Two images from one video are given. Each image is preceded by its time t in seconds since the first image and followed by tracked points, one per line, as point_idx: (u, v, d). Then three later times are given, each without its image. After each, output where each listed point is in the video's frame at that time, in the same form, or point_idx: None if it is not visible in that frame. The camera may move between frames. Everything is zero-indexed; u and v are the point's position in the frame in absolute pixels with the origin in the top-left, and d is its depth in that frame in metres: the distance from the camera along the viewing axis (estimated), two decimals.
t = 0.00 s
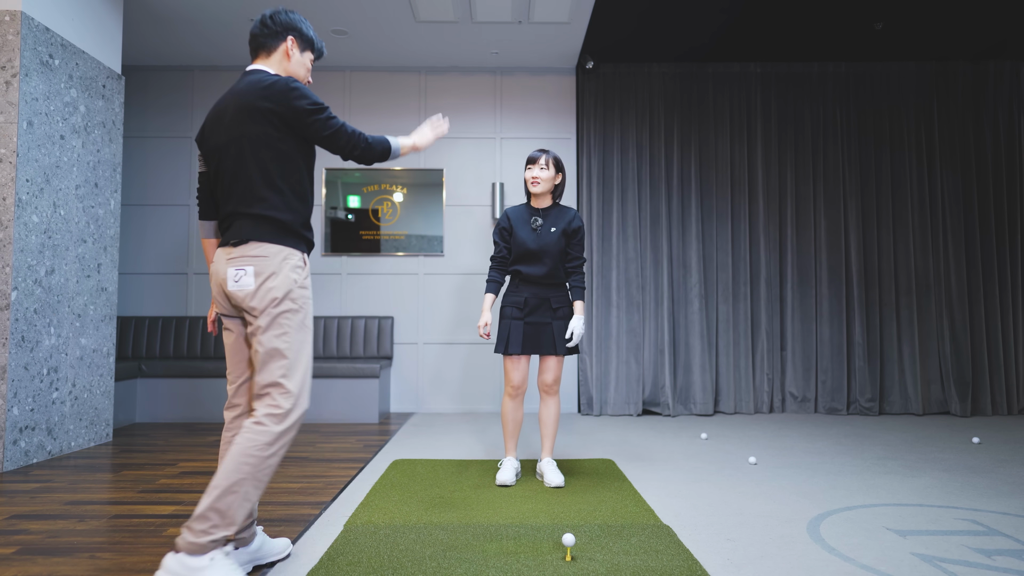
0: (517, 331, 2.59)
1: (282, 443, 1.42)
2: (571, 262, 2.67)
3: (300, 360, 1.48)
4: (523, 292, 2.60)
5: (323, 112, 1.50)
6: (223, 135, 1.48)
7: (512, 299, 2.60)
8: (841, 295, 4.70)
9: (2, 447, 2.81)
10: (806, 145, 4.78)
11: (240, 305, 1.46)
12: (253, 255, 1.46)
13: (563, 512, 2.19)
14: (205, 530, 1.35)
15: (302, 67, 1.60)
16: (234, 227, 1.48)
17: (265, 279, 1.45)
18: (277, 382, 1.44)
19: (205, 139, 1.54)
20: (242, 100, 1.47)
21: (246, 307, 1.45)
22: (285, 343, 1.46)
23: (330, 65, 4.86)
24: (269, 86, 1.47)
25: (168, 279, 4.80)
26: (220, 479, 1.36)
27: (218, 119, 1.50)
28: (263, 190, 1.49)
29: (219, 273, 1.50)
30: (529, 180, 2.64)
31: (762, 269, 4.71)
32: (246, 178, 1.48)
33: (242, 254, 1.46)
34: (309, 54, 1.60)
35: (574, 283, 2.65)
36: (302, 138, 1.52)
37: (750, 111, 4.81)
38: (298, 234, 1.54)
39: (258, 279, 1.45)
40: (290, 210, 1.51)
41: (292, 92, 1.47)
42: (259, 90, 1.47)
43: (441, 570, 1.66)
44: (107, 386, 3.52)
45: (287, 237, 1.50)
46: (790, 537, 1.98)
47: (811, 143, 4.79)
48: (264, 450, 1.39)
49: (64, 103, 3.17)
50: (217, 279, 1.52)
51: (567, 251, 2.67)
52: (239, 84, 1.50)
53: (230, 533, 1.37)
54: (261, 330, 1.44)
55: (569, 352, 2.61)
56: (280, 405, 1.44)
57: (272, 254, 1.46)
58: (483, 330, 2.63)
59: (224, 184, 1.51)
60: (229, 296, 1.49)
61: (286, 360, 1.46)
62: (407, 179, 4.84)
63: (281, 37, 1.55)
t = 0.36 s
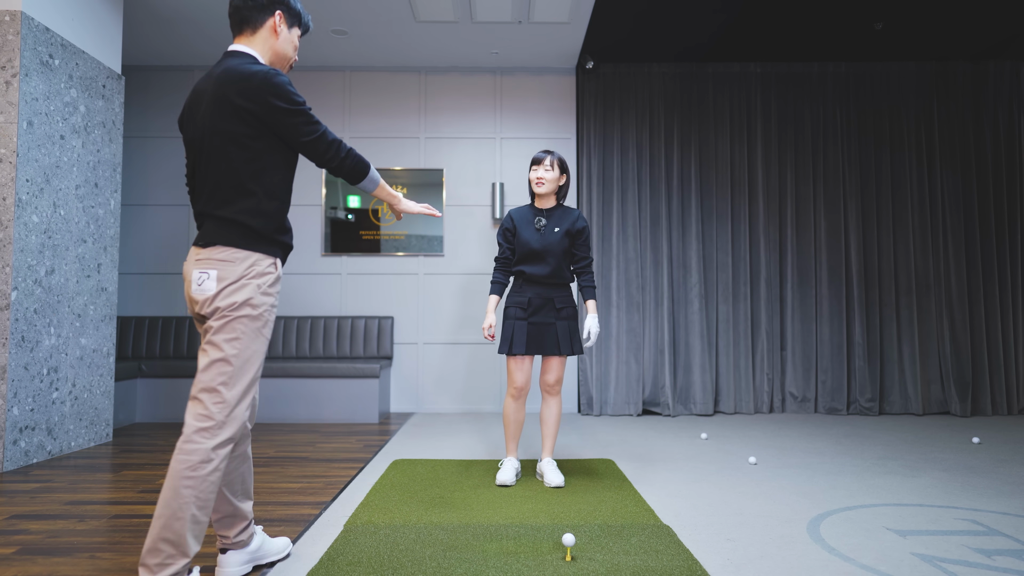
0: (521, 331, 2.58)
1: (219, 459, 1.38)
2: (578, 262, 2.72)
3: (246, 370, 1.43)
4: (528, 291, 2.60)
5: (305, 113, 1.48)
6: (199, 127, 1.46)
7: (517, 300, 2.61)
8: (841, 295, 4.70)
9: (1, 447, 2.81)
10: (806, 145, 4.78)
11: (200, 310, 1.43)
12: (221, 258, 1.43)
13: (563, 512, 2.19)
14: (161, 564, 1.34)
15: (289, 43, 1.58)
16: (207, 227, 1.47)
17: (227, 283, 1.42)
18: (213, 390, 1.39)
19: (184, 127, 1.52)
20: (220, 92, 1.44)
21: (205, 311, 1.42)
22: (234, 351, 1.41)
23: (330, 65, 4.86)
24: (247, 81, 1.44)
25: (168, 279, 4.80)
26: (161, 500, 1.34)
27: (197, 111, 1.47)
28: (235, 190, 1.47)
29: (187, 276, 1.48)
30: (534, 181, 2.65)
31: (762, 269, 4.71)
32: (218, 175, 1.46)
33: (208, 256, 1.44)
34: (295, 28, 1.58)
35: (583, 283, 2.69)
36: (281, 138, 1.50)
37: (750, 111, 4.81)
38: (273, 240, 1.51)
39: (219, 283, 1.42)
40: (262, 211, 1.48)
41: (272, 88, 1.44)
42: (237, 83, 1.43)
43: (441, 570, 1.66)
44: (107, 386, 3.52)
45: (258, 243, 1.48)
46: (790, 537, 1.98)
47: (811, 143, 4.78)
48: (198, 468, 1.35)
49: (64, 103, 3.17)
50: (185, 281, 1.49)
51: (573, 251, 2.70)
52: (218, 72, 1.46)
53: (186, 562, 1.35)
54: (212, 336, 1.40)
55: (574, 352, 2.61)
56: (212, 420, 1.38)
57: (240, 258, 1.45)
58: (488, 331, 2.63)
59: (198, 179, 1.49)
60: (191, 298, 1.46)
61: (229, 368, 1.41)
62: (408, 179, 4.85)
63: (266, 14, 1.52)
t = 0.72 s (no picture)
0: (523, 331, 2.58)
1: (212, 462, 1.38)
2: (579, 262, 2.71)
3: (238, 372, 1.43)
4: (529, 291, 2.60)
5: (314, 118, 1.48)
6: (203, 122, 1.44)
7: (518, 300, 2.61)
8: (841, 295, 4.70)
9: (2, 447, 2.81)
10: (806, 145, 4.78)
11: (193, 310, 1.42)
12: (216, 257, 1.43)
13: (564, 512, 2.19)
14: (157, 568, 1.34)
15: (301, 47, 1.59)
16: (202, 224, 1.46)
17: (223, 284, 1.42)
18: (205, 393, 1.39)
19: (185, 118, 1.50)
20: (227, 89, 1.43)
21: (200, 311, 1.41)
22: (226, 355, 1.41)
23: (330, 65, 4.86)
24: (256, 81, 1.43)
25: (168, 278, 4.80)
26: (153, 507, 1.34)
27: (200, 105, 1.46)
28: (233, 188, 1.46)
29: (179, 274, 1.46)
30: (535, 182, 2.65)
31: (762, 269, 4.71)
32: (217, 172, 1.45)
33: (202, 255, 1.43)
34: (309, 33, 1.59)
35: (582, 283, 2.69)
36: (287, 140, 1.50)
37: (750, 111, 4.81)
38: (268, 240, 1.51)
39: (214, 284, 1.41)
40: (259, 212, 1.48)
41: (284, 89, 1.44)
42: (246, 81, 1.42)
43: (441, 569, 1.67)
44: (107, 386, 3.52)
45: (253, 244, 1.48)
46: (790, 537, 1.98)
47: (811, 143, 4.78)
48: (191, 472, 1.35)
49: (63, 103, 3.17)
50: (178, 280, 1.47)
51: (574, 251, 2.70)
52: (226, 67, 1.45)
53: (182, 564, 1.37)
54: (204, 339, 1.40)
55: (576, 351, 2.61)
56: (204, 425, 1.38)
57: (236, 257, 1.44)
58: (490, 330, 2.62)
59: (195, 174, 1.48)
60: (184, 297, 1.45)
61: (222, 370, 1.41)
62: (408, 179, 4.85)
63: (283, 11, 1.52)
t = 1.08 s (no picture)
0: (524, 331, 2.57)
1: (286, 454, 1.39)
2: (579, 263, 2.71)
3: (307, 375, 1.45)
4: (530, 291, 2.60)
5: (351, 136, 1.49)
6: (247, 131, 1.45)
7: (518, 300, 2.61)
8: (841, 295, 4.70)
9: (2, 447, 2.81)
10: (806, 145, 4.78)
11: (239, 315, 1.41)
12: (256, 264, 1.41)
13: (564, 512, 2.19)
14: (206, 539, 1.30)
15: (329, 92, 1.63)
16: (238, 233, 1.43)
17: (268, 290, 1.41)
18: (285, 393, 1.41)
19: (224, 129, 1.50)
20: (271, 106, 1.46)
21: (245, 318, 1.41)
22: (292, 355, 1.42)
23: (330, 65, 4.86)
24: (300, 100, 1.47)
25: (168, 278, 4.80)
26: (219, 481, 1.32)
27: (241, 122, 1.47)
28: (271, 198, 1.45)
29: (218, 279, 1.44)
30: (535, 183, 2.65)
31: (762, 269, 4.71)
32: (256, 183, 1.44)
33: (243, 263, 1.41)
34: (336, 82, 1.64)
35: (582, 283, 2.68)
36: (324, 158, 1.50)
37: (750, 111, 4.81)
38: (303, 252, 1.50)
39: (259, 289, 1.40)
40: (295, 220, 1.47)
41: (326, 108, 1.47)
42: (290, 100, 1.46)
43: (442, 570, 1.66)
44: (107, 386, 3.52)
45: (292, 252, 1.46)
46: (790, 537, 1.98)
47: (811, 143, 4.78)
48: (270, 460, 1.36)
49: (64, 103, 3.17)
50: (213, 284, 1.45)
51: (574, 251, 2.70)
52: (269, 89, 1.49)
53: (225, 544, 1.31)
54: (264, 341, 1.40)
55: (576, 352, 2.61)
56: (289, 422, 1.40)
57: (275, 264, 1.42)
58: (490, 330, 2.62)
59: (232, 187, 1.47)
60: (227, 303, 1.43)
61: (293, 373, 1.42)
62: (408, 179, 4.85)
63: (319, 56, 1.58)
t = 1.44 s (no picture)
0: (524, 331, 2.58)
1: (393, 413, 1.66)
2: (579, 263, 2.69)
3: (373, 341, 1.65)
4: (529, 292, 2.60)
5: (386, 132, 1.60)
6: (292, 138, 1.59)
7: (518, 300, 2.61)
8: (841, 295, 4.70)
9: (2, 447, 2.81)
10: (806, 145, 4.78)
11: (303, 311, 1.55)
12: (313, 259, 1.55)
13: (564, 512, 2.19)
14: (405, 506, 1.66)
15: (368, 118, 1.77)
16: (293, 230, 1.55)
17: (328, 284, 1.56)
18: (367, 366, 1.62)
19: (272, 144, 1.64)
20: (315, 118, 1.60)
21: (310, 311, 1.55)
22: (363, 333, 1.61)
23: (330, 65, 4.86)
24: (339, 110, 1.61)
25: (168, 278, 4.80)
26: (381, 472, 1.62)
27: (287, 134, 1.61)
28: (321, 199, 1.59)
29: (273, 277, 1.56)
30: (535, 185, 2.66)
31: (762, 269, 4.71)
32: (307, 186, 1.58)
33: (300, 260, 1.54)
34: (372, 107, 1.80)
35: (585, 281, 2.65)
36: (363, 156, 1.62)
37: (750, 111, 4.81)
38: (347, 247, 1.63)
39: (320, 284, 1.55)
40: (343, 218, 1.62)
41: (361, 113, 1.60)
42: (331, 111, 1.61)
43: (441, 569, 1.67)
44: (107, 386, 3.52)
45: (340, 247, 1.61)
46: (790, 537, 1.98)
47: (811, 143, 4.78)
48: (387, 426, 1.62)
49: (64, 103, 3.17)
50: (266, 280, 1.57)
51: (574, 252, 2.69)
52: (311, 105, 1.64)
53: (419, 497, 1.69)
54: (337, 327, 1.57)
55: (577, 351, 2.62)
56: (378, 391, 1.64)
57: (330, 259, 1.56)
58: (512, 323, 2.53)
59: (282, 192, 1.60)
60: (286, 300, 1.56)
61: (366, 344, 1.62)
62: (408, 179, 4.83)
63: (362, 83, 1.73)
